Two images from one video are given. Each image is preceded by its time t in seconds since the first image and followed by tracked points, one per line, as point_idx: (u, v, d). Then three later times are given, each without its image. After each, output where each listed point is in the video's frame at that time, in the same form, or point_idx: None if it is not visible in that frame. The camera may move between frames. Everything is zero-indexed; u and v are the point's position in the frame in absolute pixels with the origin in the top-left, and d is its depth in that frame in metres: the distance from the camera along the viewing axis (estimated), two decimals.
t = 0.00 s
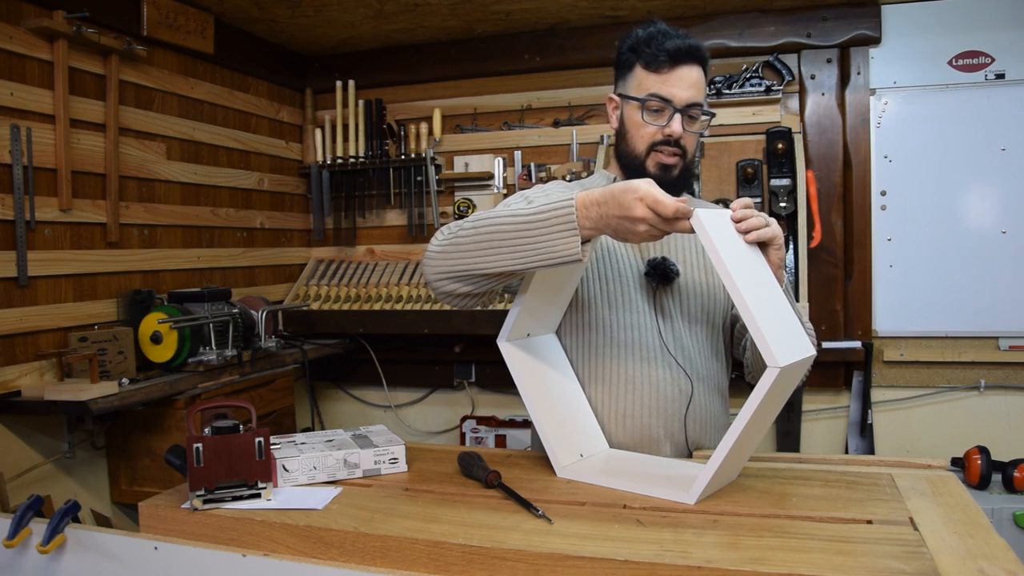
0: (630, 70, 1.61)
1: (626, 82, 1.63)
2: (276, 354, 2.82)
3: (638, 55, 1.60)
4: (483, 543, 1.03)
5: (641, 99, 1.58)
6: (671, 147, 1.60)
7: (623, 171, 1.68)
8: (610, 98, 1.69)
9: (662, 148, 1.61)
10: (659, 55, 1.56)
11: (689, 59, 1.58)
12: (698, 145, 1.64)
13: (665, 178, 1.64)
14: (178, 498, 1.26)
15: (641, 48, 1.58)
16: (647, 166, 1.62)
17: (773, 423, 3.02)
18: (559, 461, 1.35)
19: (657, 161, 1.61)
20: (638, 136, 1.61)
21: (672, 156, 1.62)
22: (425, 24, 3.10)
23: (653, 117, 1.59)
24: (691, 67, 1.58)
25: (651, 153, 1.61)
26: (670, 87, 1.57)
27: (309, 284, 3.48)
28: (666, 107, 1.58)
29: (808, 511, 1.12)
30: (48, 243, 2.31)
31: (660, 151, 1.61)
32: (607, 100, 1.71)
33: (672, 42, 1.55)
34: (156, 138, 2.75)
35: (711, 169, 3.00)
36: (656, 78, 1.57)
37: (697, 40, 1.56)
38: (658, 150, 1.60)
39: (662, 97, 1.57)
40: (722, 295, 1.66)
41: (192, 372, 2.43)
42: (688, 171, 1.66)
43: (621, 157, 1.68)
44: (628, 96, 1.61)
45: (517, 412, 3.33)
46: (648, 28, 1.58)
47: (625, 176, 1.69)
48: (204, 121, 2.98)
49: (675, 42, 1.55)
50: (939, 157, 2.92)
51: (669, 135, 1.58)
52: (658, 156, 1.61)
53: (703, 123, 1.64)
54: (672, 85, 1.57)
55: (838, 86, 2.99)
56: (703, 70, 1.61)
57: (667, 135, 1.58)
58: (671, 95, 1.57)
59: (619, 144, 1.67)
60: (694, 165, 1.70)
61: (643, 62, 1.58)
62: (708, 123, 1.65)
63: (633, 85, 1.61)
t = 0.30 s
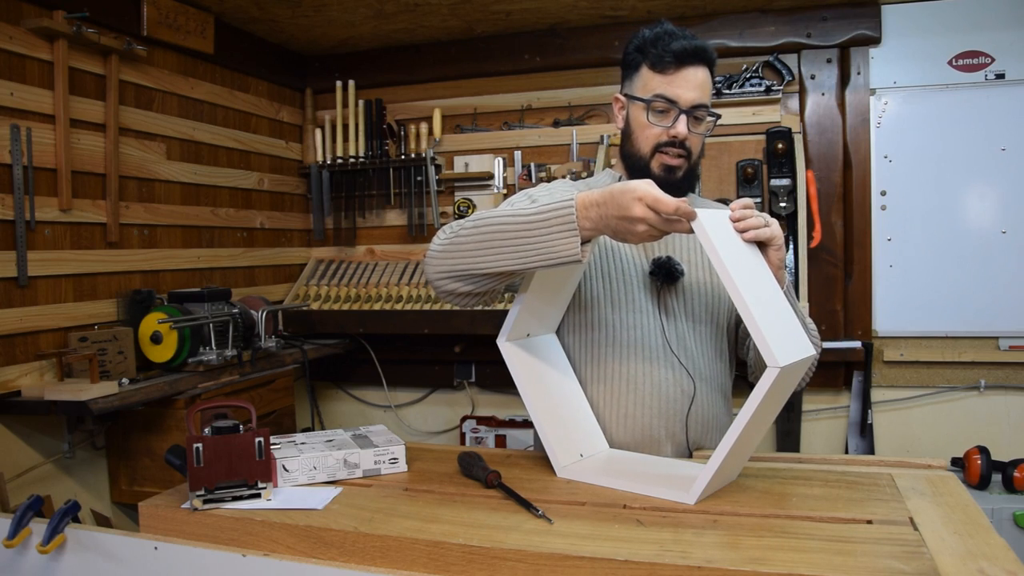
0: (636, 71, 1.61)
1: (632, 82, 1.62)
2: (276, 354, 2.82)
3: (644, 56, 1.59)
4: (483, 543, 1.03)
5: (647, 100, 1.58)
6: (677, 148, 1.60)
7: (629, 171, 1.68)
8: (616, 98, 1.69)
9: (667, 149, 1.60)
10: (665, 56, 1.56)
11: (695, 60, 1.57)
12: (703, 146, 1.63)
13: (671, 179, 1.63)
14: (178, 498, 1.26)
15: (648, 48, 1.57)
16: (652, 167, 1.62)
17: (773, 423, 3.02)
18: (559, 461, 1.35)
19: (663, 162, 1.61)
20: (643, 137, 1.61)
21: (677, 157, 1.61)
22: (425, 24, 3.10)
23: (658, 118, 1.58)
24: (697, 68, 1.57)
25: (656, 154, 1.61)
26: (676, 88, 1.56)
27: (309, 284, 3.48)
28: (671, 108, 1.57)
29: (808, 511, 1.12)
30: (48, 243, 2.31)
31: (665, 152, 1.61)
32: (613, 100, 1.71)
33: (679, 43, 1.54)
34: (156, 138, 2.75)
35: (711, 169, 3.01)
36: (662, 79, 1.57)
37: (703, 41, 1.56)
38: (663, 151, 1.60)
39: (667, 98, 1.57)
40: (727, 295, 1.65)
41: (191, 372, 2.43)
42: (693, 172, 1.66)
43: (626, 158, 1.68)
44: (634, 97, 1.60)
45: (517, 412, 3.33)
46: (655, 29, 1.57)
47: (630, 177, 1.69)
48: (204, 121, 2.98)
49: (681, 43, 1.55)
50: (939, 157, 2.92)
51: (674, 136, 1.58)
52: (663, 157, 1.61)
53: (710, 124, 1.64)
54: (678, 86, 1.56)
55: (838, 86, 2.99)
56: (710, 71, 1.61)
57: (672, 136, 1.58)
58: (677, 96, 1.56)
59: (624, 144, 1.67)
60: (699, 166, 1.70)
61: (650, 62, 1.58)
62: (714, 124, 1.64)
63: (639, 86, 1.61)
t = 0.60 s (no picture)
0: (640, 71, 1.61)
1: (636, 82, 1.62)
2: (276, 354, 2.82)
3: (648, 56, 1.60)
4: (483, 543, 1.03)
5: (650, 101, 1.58)
6: (680, 149, 1.60)
7: (631, 171, 1.68)
8: (619, 97, 1.69)
9: (670, 150, 1.61)
10: (670, 57, 1.56)
11: (700, 62, 1.57)
12: (706, 147, 1.64)
13: (674, 179, 1.63)
14: (178, 498, 1.26)
15: (652, 49, 1.57)
16: (655, 168, 1.62)
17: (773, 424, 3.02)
18: (556, 462, 1.34)
19: (666, 162, 1.61)
20: (646, 137, 1.61)
21: (680, 158, 1.61)
22: (425, 24, 3.10)
23: (662, 119, 1.59)
24: (702, 70, 1.57)
25: (659, 155, 1.61)
26: (680, 90, 1.57)
27: (309, 284, 3.48)
28: (675, 110, 1.57)
29: (808, 511, 1.12)
30: (48, 243, 2.31)
31: (668, 153, 1.61)
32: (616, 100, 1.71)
33: (683, 45, 1.55)
34: (156, 138, 2.75)
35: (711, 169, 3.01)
36: (666, 80, 1.57)
37: (708, 43, 1.56)
38: (667, 152, 1.60)
39: (671, 99, 1.57)
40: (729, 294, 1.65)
41: (191, 372, 2.43)
42: (695, 173, 1.66)
43: (629, 158, 1.68)
44: (637, 97, 1.60)
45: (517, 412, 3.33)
46: (660, 29, 1.57)
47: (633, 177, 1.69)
48: (204, 121, 2.98)
49: (686, 45, 1.55)
50: (940, 157, 2.92)
51: (677, 138, 1.58)
52: (666, 158, 1.61)
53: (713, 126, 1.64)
54: (682, 87, 1.57)
55: (838, 86, 2.99)
56: (714, 72, 1.61)
57: (675, 137, 1.58)
58: (681, 97, 1.56)
59: (627, 144, 1.67)
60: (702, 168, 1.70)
61: (654, 63, 1.58)
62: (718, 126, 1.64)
63: (643, 86, 1.61)
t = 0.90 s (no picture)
0: (650, 71, 1.60)
1: (645, 82, 1.61)
2: (276, 354, 2.82)
3: (659, 56, 1.58)
4: (483, 543, 1.03)
5: (660, 103, 1.58)
6: (686, 153, 1.61)
7: (635, 171, 1.69)
8: (625, 95, 1.68)
9: (677, 153, 1.61)
10: (682, 60, 1.55)
11: (711, 65, 1.57)
12: (711, 150, 1.65)
13: (679, 182, 1.64)
14: (178, 498, 1.26)
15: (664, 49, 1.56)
16: (661, 170, 1.63)
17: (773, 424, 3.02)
18: (555, 463, 1.34)
19: (671, 165, 1.62)
20: (654, 139, 1.61)
21: (687, 161, 1.62)
22: (425, 24, 3.10)
23: (670, 122, 1.59)
24: (712, 73, 1.57)
25: (665, 157, 1.62)
26: (690, 94, 1.56)
27: (309, 284, 3.48)
28: (685, 114, 1.57)
29: (808, 511, 1.12)
30: (48, 243, 2.31)
31: (674, 156, 1.61)
32: (622, 97, 1.70)
33: (696, 48, 1.54)
34: (156, 138, 2.75)
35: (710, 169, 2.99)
36: (677, 83, 1.56)
37: (721, 48, 1.55)
38: (674, 156, 1.61)
39: (681, 103, 1.56)
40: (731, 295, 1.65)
41: (191, 372, 2.43)
42: (699, 175, 1.68)
43: (633, 158, 1.68)
44: (646, 98, 1.60)
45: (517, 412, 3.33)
46: (673, 31, 1.56)
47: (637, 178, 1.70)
48: (204, 121, 2.98)
49: (699, 48, 1.54)
50: (940, 157, 2.92)
51: (685, 141, 1.59)
52: (672, 160, 1.62)
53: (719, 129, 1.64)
54: (693, 91, 1.56)
55: (839, 86, 2.99)
56: (723, 76, 1.61)
57: (683, 141, 1.59)
58: (691, 101, 1.56)
59: (633, 144, 1.67)
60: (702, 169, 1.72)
61: (665, 65, 1.57)
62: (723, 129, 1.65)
63: (652, 87, 1.60)
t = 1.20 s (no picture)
0: (654, 71, 1.60)
1: (649, 82, 1.61)
2: (276, 354, 2.82)
3: (664, 56, 1.59)
4: (483, 543, 1.03)
5: (664, 104, 1.58)
6: (689, 154, 1.61)
7: (637, 171, 1.69)
8: (628, 95, 1.68)
9: (679, 154, 1.61)
10: (687, 61, 1.55)
11: (715, 67, 1.57)
12: (713, 152, 1.65)
13: (681, 183, 1.65)
14: (178, 498, 1.26)
15: (670, 50, 1.56)
16: (664, 171, 1.63)
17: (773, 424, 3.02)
18: (555, 463, 1.33)
19: (674, 166, 1.62)
20: (657, 140, 1.61)
21: (689, 163, 1.63)
22: (425, 24, 3.10)
23: (674, 123, 1.59)
24: (716, 75, 1.57)
25: (668, 158, 1.62)
26: (694, 95, 1.56)
27: (309, 284, 3.48)
28: (688, 115, 1.57)
29: (808, 511, 1.12)
30: (48, 243, 2.31)
31: (677, 157, 1.62)
32: (624, 97, 1.70)
33: (702, 50, 1.54)
34: (156, 139, 2.75)
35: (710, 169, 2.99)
36: (682, 84, 1.56)
37: (726, 50, 1.56)
38: (676, 157, 1.61)
39: (685, 104, 1.57)
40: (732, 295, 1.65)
41: (192, 372, 2.43)
42: (700, 177, 1.68)
43: (635, 158, 1.68)
44: (650, 98, 1.60)
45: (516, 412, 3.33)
46: (678, 31, 1.56)
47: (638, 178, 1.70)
48: (204, 121, 2.98)
49: (704, 49, 1.54)
50: (940, 157, 2.92)
51: (688, 143, 1.59)
52: (674, 162, 1.62)
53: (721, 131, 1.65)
54: (697, 93, 1.56)
55: (838, 86, 2.99)
56: (726, 78, 1.61)
57: (686, 142, 1.59)
58: (695, 103, 1.57)
59: (635, 143, 1.67)
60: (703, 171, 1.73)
61: (670, 66, 1.57)
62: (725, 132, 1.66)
63: (656, 87, 1.60)
